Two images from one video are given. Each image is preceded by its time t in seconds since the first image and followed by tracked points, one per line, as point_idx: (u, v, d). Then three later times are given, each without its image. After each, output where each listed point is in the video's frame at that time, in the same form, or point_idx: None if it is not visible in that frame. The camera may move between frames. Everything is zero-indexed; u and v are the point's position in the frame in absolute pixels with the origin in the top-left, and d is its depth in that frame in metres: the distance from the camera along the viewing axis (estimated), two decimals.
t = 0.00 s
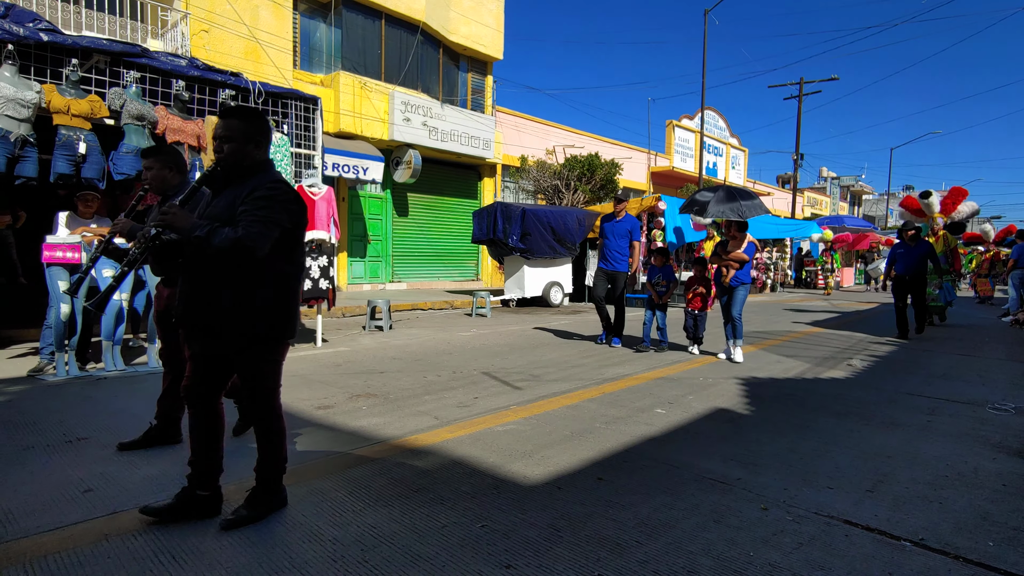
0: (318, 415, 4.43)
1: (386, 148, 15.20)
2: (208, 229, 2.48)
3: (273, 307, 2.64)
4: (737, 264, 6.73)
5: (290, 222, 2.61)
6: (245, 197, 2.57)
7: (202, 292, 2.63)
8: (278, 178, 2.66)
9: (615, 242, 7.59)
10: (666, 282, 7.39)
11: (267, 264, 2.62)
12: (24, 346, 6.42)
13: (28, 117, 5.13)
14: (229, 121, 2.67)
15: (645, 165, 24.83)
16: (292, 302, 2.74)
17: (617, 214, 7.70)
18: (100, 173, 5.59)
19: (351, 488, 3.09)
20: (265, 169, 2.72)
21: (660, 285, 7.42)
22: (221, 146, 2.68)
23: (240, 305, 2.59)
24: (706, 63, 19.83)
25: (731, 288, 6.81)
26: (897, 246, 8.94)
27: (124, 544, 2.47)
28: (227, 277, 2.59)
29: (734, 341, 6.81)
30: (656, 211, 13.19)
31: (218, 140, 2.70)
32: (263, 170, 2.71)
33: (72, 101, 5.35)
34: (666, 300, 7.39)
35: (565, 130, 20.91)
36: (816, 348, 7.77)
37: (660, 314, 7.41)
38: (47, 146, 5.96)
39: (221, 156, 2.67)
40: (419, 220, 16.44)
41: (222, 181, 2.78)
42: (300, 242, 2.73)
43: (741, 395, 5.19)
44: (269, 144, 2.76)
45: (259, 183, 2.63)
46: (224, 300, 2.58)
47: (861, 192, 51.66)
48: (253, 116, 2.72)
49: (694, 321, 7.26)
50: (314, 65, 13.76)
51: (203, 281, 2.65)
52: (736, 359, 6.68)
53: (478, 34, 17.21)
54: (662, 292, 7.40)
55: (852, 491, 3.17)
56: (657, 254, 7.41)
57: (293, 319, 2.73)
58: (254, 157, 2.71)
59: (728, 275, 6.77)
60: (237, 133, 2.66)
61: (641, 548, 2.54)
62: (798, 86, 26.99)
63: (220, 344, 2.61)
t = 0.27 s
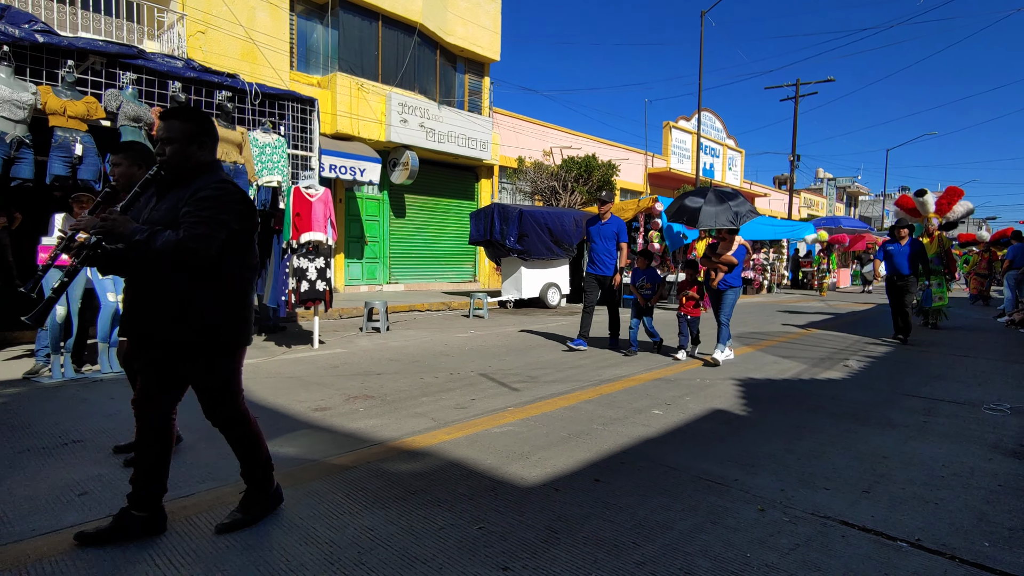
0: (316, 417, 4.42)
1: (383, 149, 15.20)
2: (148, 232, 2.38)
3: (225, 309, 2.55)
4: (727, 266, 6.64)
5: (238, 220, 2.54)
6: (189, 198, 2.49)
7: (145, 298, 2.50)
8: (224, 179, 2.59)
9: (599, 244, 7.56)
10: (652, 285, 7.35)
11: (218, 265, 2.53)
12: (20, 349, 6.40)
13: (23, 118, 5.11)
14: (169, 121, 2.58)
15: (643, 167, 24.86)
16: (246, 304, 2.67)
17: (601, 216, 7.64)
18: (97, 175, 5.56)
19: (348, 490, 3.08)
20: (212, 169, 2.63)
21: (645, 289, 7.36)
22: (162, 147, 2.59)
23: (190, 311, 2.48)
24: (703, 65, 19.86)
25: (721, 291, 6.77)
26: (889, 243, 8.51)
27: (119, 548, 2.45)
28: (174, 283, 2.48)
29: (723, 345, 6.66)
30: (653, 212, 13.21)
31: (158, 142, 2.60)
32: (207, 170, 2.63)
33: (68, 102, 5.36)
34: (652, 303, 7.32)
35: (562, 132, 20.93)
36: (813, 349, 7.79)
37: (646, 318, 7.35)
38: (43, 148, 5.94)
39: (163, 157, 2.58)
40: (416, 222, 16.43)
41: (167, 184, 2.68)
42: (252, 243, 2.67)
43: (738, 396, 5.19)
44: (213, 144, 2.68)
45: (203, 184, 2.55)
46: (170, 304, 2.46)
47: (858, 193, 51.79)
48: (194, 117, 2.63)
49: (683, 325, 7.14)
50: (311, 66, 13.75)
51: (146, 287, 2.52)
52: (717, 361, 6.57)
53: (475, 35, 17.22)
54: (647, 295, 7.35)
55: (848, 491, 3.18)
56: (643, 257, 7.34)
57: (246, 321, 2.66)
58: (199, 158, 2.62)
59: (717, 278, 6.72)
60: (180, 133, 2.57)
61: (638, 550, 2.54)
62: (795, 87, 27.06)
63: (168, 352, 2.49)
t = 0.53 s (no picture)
0: (312, 419, 4.40)
1: (380, 150, 15.18)
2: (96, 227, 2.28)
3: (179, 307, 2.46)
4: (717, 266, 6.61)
5: (191, 214, 2.44)
6: (137, 190, 2.39)
7: (94, 296, 2.41)
8: (175, 171, 2.50)
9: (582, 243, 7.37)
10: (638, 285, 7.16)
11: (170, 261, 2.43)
12: (14, 352, 6.36)
13: (17, 119, 5.08)
14: (114, 112, 2.48)
15: (639, 168, 24.91)
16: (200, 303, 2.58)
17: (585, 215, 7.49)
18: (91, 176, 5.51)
19: (344, 492, 3.07)
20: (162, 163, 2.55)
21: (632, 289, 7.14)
22: (106, 142, 2.49)
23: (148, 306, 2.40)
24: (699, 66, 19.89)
25: (713, 292, 6.68)
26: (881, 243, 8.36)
27: (114, 551, 2.45)
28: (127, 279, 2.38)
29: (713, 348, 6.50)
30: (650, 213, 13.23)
31: (102, 135, 2.49)
32: (158, 163, 2.53)
33: (62, 103, 5.32)
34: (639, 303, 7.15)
35: (559, 133, 20.95)
36: (809, 350, 7.81)
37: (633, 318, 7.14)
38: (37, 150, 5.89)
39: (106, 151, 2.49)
40: (413, 223, 16.41)
41: (113, 180, 2.58)
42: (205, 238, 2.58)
43: (734, 396, 5.20)
44: (161, 136, 2.58)
45: (152, 176, 2.45)
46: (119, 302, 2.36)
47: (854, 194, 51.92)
48: (141, 108, 2.53)
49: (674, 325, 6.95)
50: (307, 68, 13.73)
51: (94, 284, 2.43)
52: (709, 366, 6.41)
53: (472, 37, 17.23)
54: (634, 296, 7.14)
55: (845, 492, 3.18)
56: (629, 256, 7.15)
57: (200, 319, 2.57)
58: (146, 150, 2.52)
59: (708, 278, 6.66)
60: (124, 125, 2.48)
61: (635, 551, 2.54)
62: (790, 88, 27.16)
63: (117, 352, 2.38)
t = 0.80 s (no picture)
0: (309, 420, 4.39)
1: (376, 150, 15.16)
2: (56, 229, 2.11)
3: (143, 310, 2.36)
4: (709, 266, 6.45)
5: (155, 215, 2.34)
6: (98, 191, 2.23)
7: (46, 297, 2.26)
8: (137, 170, 2.38)
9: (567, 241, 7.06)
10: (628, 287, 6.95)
11: (134, 263, 2.35)
12: (9, 353, 6.33)
13: (12, 119, 5.04)
14: (69, 107, 2.34)
15: (636, 168, 24.93)
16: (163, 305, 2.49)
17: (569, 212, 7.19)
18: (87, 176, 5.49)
19: (341, 493, 3.06)
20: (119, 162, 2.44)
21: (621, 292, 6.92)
22: (58, 138, 2.36)
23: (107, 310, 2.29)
24: (695, 66, 19.87)
25: (705, 292, 6.48)
26: (870, 241, 8.08)
27: (109, 552, 2.44)
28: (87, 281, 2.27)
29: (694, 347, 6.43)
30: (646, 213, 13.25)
31: (53, 130, 2.34)
32: (116, 162, 2.41)
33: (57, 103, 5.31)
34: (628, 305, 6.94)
35: (556, 133, 20.95)
36: (806, 349, 7.83)
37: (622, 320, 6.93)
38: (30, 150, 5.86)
39: (59, 148, 2.36)
40: (409, 223, 16.39)
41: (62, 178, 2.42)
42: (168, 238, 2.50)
43: (731, 396, 5.20)
44: (116, 133, 2.46)
45: (113, 174, 2.32)
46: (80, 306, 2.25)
47: (850, 194, 52.03)
48: (94, 102, 2.40)
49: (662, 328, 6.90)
50: (304, 68, 13.71)
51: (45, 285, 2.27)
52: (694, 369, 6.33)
53: (468, 37, 17.21)
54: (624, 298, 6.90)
55: (841, 491, 3.19)
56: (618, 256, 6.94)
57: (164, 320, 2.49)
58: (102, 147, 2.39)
59: (701, 278, 6.47)
60: (77, 119, 2.34)
61: (632, 551, 2.54)
62: (787, 88, 27.21)
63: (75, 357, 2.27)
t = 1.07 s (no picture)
0: (307, 420, 4.39)
1: (374, 150, 15.13)
2: None
3: (90, 321, 2.16)
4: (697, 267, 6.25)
5: (105, 223, 2.18)
6: (42, 195, 2.10)
7: None
8: (86, 173, 2.26)
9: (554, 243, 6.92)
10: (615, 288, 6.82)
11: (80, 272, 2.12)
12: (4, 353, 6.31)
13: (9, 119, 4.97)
14: (15, 102, 2.24)
15: (633, 167, 24.94)
16: (116, 316, 2.30)
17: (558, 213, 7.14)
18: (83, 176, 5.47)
19: (339, 493, 3.06)
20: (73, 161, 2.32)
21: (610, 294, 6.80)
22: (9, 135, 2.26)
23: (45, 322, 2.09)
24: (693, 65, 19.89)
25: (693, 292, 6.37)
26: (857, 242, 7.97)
27: (105, 552, 2.44)
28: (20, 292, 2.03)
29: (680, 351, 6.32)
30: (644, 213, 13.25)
31: None
32: (65, 162, 2.28)
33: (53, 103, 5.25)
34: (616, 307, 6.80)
35: (553, 133, 20.96)
36: (803, 348, 7.84)
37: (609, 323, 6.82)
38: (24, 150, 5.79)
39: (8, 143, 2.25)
40: (407, 222, 16.38)
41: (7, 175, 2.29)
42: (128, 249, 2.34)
43: (729, 395, 5.20)
44: (70, 131, 2.34)
45: (57, 179, 2.18)
46: (17, 316, 2.02)
47: (848, 194, 52.11)
48: (45, 97, 2.30)
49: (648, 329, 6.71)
50: (301, 67, 13.69)
51: None
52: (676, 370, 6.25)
53: (466, 36, 17.21)
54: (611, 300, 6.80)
55: (839, 490, 3.19)
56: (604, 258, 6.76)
57: (115, 336, 2.28)
58: (50, 145, 2.27)
59: (688, 278, 6.34)
60: (28, 115, 2.25)
61: (630, 550, 2.54)
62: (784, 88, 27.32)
63: None
